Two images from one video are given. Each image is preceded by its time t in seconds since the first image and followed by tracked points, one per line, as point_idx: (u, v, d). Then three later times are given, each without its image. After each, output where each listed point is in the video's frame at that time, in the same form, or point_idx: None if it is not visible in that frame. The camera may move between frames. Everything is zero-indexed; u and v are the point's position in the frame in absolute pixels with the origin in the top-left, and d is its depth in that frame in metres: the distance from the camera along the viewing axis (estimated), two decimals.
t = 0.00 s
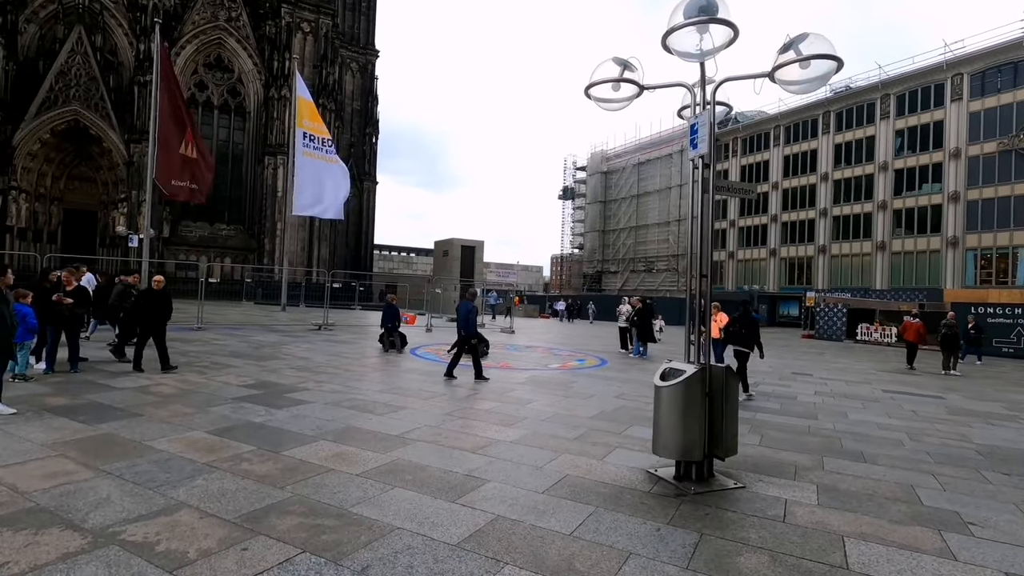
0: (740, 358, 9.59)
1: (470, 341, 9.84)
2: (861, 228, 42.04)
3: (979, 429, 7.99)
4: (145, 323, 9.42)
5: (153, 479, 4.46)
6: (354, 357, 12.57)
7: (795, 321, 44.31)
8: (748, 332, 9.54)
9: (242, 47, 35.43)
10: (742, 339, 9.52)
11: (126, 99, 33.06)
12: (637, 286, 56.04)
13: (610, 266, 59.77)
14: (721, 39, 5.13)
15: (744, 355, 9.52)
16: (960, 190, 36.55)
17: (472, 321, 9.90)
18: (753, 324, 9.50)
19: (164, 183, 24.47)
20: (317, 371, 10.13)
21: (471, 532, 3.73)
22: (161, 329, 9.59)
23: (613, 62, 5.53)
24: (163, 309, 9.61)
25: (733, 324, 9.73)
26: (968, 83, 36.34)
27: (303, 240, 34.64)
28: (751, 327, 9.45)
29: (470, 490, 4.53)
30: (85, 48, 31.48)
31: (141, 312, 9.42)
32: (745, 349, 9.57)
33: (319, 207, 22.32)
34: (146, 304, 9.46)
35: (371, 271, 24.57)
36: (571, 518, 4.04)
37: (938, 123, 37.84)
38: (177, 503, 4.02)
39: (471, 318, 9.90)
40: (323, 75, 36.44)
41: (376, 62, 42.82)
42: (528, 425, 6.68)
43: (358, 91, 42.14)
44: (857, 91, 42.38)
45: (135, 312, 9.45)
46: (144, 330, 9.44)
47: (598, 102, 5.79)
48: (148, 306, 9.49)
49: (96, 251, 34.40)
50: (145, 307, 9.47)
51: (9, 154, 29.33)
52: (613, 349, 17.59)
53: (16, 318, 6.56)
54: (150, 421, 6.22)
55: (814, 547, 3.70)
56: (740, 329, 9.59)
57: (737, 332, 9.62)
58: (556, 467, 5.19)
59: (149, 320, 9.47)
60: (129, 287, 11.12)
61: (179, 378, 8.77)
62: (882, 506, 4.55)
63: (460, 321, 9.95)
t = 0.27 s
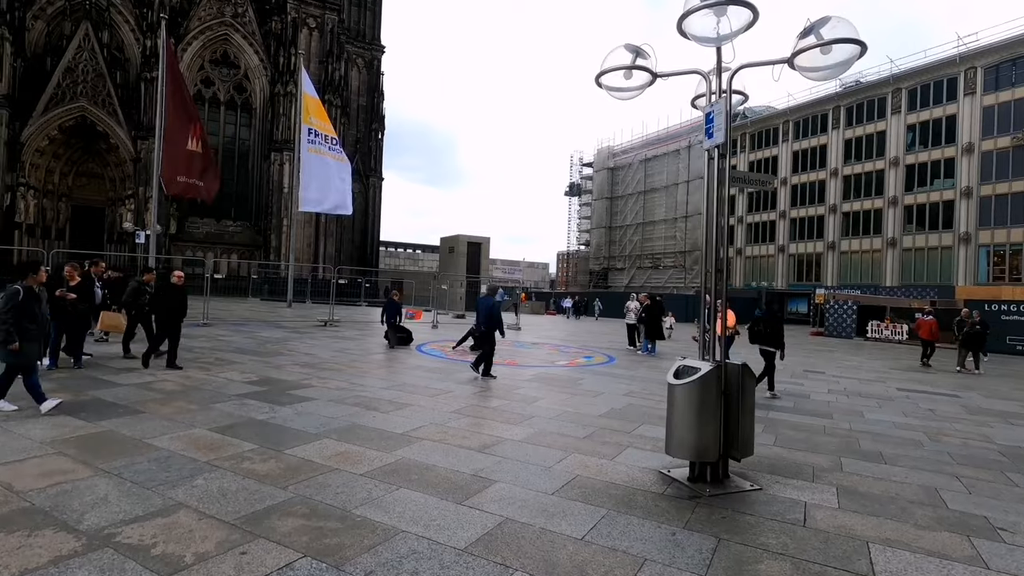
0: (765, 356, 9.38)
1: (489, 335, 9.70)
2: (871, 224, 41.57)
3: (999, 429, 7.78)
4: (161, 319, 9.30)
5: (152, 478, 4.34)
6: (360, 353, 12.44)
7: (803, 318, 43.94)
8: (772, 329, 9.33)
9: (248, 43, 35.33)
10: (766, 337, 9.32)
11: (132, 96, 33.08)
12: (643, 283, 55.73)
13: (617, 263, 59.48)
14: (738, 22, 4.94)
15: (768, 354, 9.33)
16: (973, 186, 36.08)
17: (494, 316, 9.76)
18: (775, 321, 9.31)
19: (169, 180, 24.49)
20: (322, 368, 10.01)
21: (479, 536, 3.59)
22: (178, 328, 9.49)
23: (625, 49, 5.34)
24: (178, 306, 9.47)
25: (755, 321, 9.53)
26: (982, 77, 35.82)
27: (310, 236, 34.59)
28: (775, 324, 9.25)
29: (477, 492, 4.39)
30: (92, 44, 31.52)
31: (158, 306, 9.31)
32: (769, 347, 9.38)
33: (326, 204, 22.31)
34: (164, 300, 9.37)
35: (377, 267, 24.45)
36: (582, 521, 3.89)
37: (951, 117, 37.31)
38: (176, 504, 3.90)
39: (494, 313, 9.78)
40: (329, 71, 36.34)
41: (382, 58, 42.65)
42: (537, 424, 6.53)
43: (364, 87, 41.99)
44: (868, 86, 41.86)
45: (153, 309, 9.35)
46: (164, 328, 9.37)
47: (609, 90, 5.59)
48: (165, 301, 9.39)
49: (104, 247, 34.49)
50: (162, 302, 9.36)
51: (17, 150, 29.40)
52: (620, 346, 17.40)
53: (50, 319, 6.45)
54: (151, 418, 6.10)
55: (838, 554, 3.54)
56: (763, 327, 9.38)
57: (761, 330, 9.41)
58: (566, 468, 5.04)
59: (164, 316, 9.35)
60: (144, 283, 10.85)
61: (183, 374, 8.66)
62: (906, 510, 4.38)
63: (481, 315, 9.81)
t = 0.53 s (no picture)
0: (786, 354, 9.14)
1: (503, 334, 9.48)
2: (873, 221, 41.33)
3: (1018, 430, 7.57)
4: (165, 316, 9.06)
5: (144, 486, 4.12)
6: (361, 352, 12.23)
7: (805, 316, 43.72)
8: (793, 326, 9.08)
9: (246, 39, 35.05)
10: (789, 334, 9.06)
11: (130, 93, 32.82)
12: (645, 280, 55.50)
13: (618, 260, 59.24)
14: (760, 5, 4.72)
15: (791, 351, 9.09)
16: (977, 182, 35.85)
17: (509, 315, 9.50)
18: (798, 317, 9.05)
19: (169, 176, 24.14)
20: (322, 367, 9.80)
21: (490, 548, 3.38)
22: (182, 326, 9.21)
23: (639, 36, 5.13)
24: (183, 303, 9.27)
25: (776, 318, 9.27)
26: (986, 73, 35.56)
27: (309, 234, 34.37)
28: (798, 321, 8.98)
29: (487, 499, 4.17)
30: (89, 41, 31.26)
31: (162, 304, 9.10)
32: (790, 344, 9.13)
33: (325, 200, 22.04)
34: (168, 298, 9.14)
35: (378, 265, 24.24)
36: (598, 532, 3.68)
37: (954, 113, 37.06)
38: (169, 514, 3.69)
39: (509, 311, 9.51)
40: (328, 67, 36.10)
41: (382, 54, 42.38)
42: (545, 426, 6.31)
43: (364, 84, 41.69)
44: (870, 82, 41.59)
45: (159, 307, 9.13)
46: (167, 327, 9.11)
47: (622, 79, 5.39)
48: (171, 299, 9.20)
49: (102, 245, 34.26)
50: (168, 300, 9.17)
51: (15, 148, 29.16)
52: (624, 344, 17.19)
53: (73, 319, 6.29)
54: (145, 421, 5.89)
55: (872, 568, 3.32)
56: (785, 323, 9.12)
57: (783, 326, 9.15)
58: (577, 473, 4.83)
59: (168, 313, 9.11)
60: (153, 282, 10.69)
61: (180, 375, 8.44)
62: (936, 518, 4.17)
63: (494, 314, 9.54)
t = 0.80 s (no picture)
0: (831, 359, 8.87)
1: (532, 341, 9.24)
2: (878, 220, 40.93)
3: None
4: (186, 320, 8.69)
5: (125, 508, 3.81)
6: (361, 356, 11.92)
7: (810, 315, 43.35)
8: (839, 331, 8.77)
9: (246, 38, 34.75)
10: (833, 339, 8.78)
11: (129, 93, 32.53)
12: (647, 280, 55.14)
13: (620, 260, 58.87)
14: None
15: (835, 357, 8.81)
16: (983, 180, 35.47)
17: (538, 321, 9.29)
18: (841, 322, 8.74)
19: (167, 177, 23.83)
20: (321, 372, 9.50)
21: None
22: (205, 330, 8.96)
23: (655, 22, 4.84)
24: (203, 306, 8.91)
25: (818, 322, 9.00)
26: (992, 70, 35.18)
27: (310, 234, 34.06)
28: (842, 326, 8.67)
29: (495, 520, 3.86)
30: (87, 40, 30.98)
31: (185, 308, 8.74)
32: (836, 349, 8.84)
33: (322, 201, 21.66)
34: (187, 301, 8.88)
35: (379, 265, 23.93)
36: (618, 559, 3.37)
37: (960, 111, 36.68)
38: (149, 541, 3.38)
39: (539, 317, 9.32)
40: (329, 67, 35.79)
41: (382, 54, 42.08)
42: (553, 436, 6.00)
43: (365, 83, 41.36)
44: (875, 80, 41.19)
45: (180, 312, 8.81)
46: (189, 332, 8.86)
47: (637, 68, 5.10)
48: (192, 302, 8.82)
49: (102, 247, 33.99)
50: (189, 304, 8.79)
51: (13, 149, 28.90)
52: (630, 346, 16.85)
53: (129, 328, 6.02)
54: (133, 432, 5.58)
55: None
56: (826, 328, 8.85)
57: (826, 331, 8.85)
58: (591, 490, 4.51)
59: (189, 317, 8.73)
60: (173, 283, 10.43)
61: (173, 381, 8.13)
62: (982, 541, 3.84)
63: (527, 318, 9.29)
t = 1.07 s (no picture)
0: (849, 360, 8.59)
1: (548, 341, 9.02)
2: (881, 218, 40.65)
3: None
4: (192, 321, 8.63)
5: (100, 518, 3.61)
6: (359, 356, 11.73)
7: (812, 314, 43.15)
8: (858, 330, 8.54)
9: (245, 36, 34.50)
10: (851, 339, 8.50)
11: (127, 91, 32.34)
12: (649, 279, 54.86)
13: (621, 259, 58.57)
14: None
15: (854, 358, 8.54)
16: (987, 177, 35.21)
17: (554, 322, 9.04)
18: (861, 321, 8.53)
19: (164, 175, 23.62)
20: (316, 372, 9.30)
21: None
22: (210, 329, 8.79)
23: (659, 8, 4.63)
24: (207, 305, 8.81)
25: (834, 322, 8.76)
26: (996, 66, 34.91)
27: (309, 233, 33.85)
28: (861, 325, 8.44)
29: (490, 531, 3.66)
30: (85, 38, 30.79)
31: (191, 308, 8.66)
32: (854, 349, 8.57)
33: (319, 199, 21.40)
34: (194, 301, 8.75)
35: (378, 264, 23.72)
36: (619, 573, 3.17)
37: (964, 108, 36.41)
38: (122, 555, 3.18)
39: (557, 317, 9.09)
40: (328, 64, 35.52)
41: (382, 51, 41.84)
42: (552, 439, 5.80)
43: (364, 81, 41.14)
44: (879, 76, 40.87)
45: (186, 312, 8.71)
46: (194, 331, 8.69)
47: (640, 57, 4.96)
48: (197, 303, 8.74)
49: (100, 246, 33.80)
50: (195, 304, 8.71)
51: (11, 147, 28.71)
52: (631, 345, 16.63)
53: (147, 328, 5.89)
54: (117, 436, 5.38)
55: None
56: (843, 328, 8.58)
57: (844, 331, 8.59)
58: (590, 497, 4.32)
59: (195, 318, 8.66)
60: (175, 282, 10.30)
61: (163, 382, 7.94)
62: (1003, 552, 3.64)
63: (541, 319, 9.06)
